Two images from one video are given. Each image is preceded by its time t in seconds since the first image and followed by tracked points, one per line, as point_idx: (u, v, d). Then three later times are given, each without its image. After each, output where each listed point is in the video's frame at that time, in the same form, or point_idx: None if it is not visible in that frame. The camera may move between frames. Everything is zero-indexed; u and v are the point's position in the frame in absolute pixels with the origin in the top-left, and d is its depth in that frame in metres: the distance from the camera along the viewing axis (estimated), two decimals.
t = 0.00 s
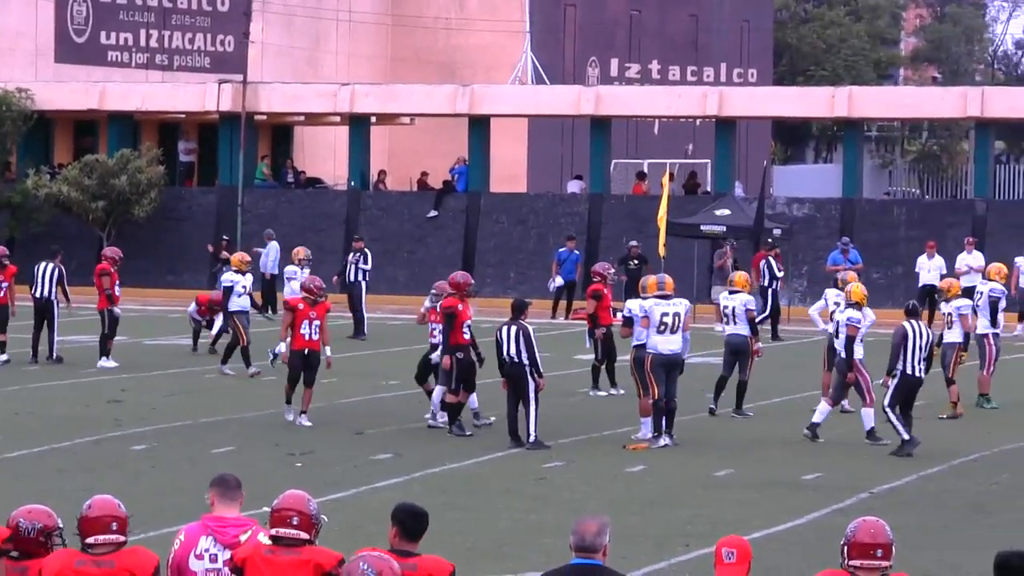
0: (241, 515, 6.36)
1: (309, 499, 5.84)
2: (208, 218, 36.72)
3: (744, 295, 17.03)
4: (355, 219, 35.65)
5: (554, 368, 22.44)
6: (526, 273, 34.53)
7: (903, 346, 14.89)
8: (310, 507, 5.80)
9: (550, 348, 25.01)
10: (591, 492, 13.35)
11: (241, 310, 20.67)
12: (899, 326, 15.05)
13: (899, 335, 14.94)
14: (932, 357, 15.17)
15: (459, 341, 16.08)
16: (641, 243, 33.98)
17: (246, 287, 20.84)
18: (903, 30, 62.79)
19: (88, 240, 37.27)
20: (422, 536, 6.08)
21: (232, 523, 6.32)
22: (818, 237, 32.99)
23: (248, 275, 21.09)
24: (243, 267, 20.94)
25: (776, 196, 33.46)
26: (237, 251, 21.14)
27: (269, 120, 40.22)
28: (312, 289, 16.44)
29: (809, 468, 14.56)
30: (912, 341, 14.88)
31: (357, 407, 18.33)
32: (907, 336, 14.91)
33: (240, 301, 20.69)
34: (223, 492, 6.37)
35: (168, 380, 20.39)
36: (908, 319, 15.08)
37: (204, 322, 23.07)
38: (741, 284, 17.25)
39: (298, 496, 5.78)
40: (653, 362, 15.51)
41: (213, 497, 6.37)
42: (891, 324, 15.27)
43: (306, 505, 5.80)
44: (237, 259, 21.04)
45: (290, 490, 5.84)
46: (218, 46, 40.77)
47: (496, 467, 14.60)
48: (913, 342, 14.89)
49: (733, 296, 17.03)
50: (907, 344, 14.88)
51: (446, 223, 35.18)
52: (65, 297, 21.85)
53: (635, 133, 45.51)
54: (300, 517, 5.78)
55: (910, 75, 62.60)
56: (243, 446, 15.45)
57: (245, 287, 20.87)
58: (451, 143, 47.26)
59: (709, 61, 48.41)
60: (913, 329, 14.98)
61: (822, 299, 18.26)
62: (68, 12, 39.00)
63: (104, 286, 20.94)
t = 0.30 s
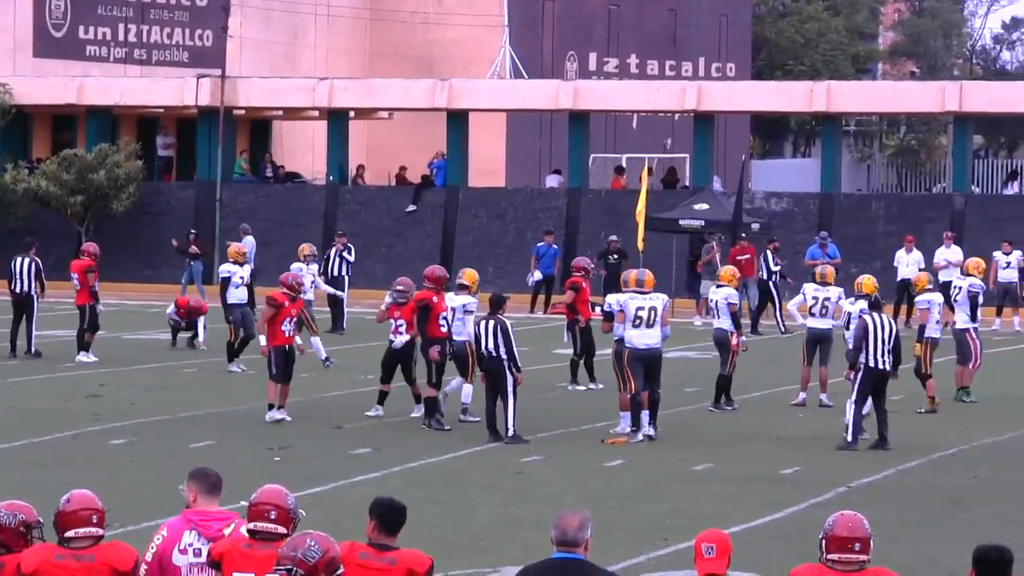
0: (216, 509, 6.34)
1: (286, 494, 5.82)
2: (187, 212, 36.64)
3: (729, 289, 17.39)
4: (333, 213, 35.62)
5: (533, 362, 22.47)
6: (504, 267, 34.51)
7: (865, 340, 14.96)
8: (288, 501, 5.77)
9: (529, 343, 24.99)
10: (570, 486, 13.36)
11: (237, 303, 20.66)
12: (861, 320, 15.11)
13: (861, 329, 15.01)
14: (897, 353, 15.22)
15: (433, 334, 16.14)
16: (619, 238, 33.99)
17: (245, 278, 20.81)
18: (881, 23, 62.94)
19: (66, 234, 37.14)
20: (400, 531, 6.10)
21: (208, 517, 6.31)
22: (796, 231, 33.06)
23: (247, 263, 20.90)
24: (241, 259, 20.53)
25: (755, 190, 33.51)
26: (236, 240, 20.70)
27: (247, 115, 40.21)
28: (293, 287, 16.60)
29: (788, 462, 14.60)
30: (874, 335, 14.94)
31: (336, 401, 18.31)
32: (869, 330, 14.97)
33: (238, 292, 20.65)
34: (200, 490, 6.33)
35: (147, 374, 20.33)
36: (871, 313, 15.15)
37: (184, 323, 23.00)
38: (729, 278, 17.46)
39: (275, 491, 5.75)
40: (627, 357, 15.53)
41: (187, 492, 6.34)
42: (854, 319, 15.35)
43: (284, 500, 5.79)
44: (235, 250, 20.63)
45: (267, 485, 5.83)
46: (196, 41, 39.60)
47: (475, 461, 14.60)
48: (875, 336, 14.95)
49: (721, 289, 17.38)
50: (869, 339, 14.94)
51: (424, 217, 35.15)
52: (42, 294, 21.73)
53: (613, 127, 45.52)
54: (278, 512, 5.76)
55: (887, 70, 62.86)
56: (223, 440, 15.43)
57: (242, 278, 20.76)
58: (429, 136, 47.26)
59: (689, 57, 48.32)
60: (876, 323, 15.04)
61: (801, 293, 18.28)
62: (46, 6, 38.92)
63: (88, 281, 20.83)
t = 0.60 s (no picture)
0: (200, 504, 6.32)
1: (265, 490, 5.90)
2: (166, 208, 36.60)
3: (718, 286, 17.55)
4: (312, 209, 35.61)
5: (512, 358, 22.48)
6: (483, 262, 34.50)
7: (829, 335, 15.14)
8: (267, 497, 5.85)
9: (508, 338, 25.02)
10: (549, 481, 13.40)
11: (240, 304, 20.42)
12: (825, 316, 15.32)
13: (824, 325, 15.21)
14: (863, 347, 15.36)
15: (406, 330, 16.10)
16: (598, 233, 34.01)
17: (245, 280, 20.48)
18: (860, 18, 63.03)
19: (43, 229, 37.04)
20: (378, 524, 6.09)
21: (193, 510, 6.31)
22: (775, 226, 33.14)
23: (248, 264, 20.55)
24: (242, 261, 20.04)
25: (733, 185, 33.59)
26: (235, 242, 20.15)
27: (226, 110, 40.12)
28: (267, 281, 16.37)
29: (767, 457, 14.67)
30: (838, 330, 15.11)
31: (316, 396, 18.34)
32: (832, 325, 15.17)
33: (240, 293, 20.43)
34: (186, 485, 6.31)
35: (126, 370, 20.31)
36: (834, 308, 15.35)
37: (164, 321, 23.00)
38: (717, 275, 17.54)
39: (254, 486, 5.85)
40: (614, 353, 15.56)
41: (167, 487, 6.31)
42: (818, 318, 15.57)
43: (262, 495, 5.86)
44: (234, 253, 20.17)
45: (246, 482, 5.91)
46: (174, 37, 40.01)
47: (453, 456, 14.62)
48: (839, 331, 15.12)
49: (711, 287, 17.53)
50: (833, 334, 15.11)
51: (403, 212, 35.14)
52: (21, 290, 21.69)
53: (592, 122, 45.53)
54: (256, 507, 5.81)
55: (866, 66, 63.01)
56: (202, 435, 15.42)
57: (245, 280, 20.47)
58: (408, 133, 47.27)
59: (667, 51, 47.24)
60: (838, 318, 15.23)
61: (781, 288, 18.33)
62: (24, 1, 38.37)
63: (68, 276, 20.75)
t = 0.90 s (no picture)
0: (193, 504, 6.40)
1: (250, 489, 5.88)
2: (150, 208, 36.55)
3: (708, 284, 17.63)
4: (296, 209, 35.60)
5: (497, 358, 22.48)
6: (467, 263, 34.49)
7: (805, 335, 15.25)
8: (251, 496, 5.85)
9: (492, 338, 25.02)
10: (534, 481, 13.41)
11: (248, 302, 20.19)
12: (800, 317, 15.44)
13: (799, 326, 15.33)
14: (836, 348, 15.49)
15: (384, 331, 16.00)
16: (582, 233, 34.01)
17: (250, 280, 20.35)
18: (844, 18, 63.22)
19: (27, 229, 36.96)
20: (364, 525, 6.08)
21: (188, 510, 6.36)
22: (760, 226, 33.19)
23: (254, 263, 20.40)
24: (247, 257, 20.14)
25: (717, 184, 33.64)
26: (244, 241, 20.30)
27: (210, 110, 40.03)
28: (242, 280, 16.31)
29: (751, 457, 14.70)
30: (813, 330, 15.23)
31: (301, 396, 18.32)
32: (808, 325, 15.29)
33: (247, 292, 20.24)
34: (179, 486, 6.43)
35: (111, 369, 20.27)
36: (807, 309, 15.49)
37: (149, 321, 22.95)
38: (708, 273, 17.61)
39: (239, 485, 5.83)
40: (606, 349, 15.68)
41: (157, 489, 6.40)
42: (793, 320, 15.69)
43: (246, 495, 5.85)
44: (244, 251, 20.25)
45: (231, 480, 5.89)
46: (159, 37, 40.28)
47: (438, 456, 14.63)
48: (815, 330, 15.24)
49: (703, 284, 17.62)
50: (809, 334, 15.23)
51: (387, 211, 35.11)
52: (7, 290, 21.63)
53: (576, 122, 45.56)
54: (240, 506, 5.82)
55: (851, 65, 63.14)
56: (187, 435, 15.39)
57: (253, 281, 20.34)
58: (392, 132, 47.27)
59: (651, 51, 47.37)
60: (812, 318, 15.36)
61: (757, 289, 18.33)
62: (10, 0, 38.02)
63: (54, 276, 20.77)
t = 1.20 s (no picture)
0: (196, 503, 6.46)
1: (243, 487, 5.88)
2: (145, 207, 36.52)
3: (703, 282, 17.62)
4: (291, 207, 35.58)
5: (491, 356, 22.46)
6: (462, 261, 34.47)
7: (795, 334, 15.17)
8: (245, 494, 5.84)
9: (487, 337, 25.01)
10: (529, 480, 13.41)
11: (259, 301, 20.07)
12: (789, 316, 15.34)
13: (789, 325, 15.23)
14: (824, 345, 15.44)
15: (373, 332, 15.98)
16: (577, 232, 33.98)
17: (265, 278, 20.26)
18: (839, 17, 63.22)
19: (20, 227, 36.91)
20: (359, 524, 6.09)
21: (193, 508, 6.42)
22: (755, 224, 33.22)
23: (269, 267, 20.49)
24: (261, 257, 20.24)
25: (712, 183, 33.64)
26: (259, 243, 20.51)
27: (205, 108, 39.98)
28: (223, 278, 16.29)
29: (746, 455, 14.70)
30: (803, 329, 15.17)
31: (295, 395, 18.31)
32: (798, 324, 15.21)
33: (259, 292, 20.12)
34: (182, 486, 6.52)
35: (106, 368, 20.24)
36: (797, 308, 15.39)
37: (145, 319, 22.91)
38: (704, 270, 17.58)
39: (232, 484, 5.82)
40: (605, 351, 15.71)
41: (161, 489, 6.49)
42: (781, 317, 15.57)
43: (240, 493, 5.85)
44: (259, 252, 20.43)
45: (224, 478, 5.89)
46: (154, 35, 40.37)
47: (433, 455, 14.62)
48: (805, 330, 15.18)
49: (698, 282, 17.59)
50: (798, 333, 15.17)
51: (382, 210, 35.08)
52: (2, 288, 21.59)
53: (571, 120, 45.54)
54: (234, 504, 5.81)
55: (846, 64, 63.15)
56: (182, 434, 15.37)
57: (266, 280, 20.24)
58: (387, 130, 47.29)
59: (646, 50, 47.25)
60: (801, 317, 15.29)
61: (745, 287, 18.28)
62: None
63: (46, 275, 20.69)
